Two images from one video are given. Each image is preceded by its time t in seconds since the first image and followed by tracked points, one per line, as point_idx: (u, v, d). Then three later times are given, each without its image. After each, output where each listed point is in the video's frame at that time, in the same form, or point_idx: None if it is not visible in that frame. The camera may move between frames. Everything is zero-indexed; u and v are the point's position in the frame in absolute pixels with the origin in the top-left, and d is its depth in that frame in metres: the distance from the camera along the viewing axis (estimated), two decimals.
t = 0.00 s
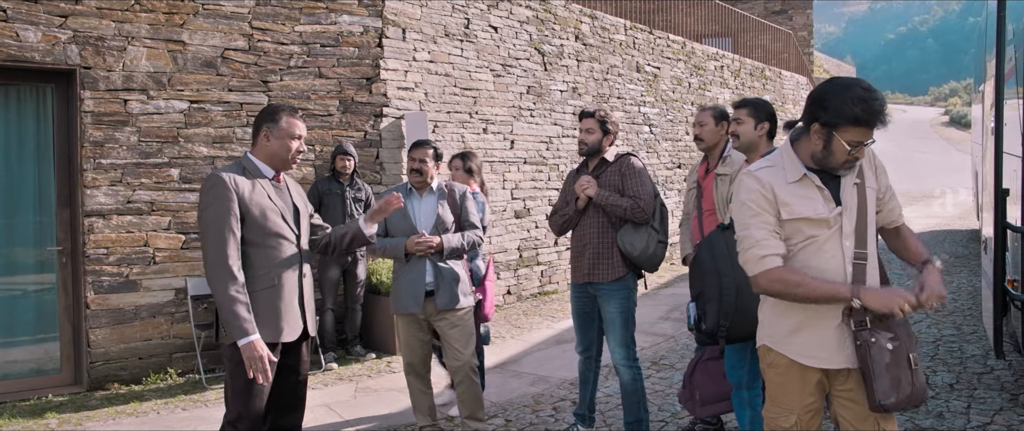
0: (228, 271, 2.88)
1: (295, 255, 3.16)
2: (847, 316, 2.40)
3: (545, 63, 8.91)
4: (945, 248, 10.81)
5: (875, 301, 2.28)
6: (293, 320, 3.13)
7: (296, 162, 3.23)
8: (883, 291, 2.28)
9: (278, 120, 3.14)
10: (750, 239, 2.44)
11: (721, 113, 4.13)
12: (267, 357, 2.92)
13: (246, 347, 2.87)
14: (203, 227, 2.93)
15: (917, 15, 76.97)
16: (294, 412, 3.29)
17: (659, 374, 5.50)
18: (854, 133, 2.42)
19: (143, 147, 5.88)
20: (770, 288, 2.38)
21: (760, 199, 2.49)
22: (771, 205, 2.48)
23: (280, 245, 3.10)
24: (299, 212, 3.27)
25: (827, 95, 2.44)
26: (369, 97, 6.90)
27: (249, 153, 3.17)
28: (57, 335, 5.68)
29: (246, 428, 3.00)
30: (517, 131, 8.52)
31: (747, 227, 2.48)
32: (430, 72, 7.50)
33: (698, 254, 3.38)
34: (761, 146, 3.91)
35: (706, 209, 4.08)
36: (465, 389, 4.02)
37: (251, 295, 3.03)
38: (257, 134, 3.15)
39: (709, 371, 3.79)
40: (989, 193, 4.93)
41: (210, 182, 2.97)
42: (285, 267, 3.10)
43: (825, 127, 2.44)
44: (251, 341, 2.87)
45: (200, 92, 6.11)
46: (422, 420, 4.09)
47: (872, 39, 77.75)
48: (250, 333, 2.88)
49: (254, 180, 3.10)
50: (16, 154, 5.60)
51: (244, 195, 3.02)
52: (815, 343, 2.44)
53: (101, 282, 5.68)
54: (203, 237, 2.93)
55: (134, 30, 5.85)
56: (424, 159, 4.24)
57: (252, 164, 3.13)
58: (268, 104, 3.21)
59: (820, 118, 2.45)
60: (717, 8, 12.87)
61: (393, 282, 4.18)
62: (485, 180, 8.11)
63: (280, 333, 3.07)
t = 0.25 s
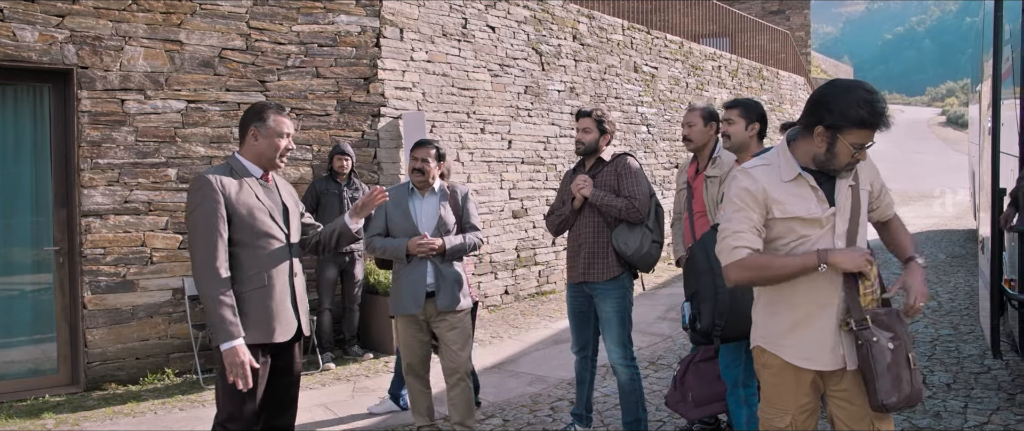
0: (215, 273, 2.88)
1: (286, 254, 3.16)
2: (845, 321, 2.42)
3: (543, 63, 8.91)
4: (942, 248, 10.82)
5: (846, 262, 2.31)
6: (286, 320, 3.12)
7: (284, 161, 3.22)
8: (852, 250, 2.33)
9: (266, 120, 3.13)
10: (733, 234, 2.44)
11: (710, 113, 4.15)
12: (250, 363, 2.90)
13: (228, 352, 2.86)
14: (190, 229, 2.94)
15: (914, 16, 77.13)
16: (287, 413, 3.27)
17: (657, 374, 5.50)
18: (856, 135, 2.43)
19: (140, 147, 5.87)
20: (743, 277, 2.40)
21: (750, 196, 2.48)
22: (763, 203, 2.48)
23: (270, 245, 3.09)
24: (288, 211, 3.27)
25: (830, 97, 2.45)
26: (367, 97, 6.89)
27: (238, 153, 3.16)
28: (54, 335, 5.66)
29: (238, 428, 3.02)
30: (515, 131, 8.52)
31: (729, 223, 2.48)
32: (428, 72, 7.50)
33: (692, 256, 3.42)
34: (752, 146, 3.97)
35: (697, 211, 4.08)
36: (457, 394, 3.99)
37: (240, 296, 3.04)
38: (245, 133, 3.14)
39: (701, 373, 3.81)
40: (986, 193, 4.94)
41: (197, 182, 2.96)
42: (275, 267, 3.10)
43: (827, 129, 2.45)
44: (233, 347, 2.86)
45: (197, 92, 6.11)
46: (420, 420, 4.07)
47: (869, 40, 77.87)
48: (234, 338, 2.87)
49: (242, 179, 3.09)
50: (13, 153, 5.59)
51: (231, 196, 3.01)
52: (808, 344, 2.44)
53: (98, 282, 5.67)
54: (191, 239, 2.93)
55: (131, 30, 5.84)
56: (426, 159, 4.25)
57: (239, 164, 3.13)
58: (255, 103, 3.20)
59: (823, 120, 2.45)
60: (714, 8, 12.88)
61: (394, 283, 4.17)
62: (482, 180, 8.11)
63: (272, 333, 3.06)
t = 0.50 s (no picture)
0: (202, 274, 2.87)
1: (275, 257, 3.15)
2: (834, 320, 2.43)
3: (540, 63, 8.91)
4: (939, 248, 10.84)
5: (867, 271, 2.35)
6: (273, 323, 3.12)
7: (277, 162, 3.23)
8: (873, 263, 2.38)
9: (259, 118, 3.13)
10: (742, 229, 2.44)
11: (708, 113, 4.16)
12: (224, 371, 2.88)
13: (206, 357, 2.84)
14: (178, 228, 2.92)
15: (910, 16, 77.28)
16: (279, 413, 3.26)
17: (654, 374, 5.51)
18: (851, 135, 2.45)
19: (138, 147, 5.86)
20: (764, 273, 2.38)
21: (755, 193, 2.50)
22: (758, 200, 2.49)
23: (259, 247, 3.09)
24: (279, 213, 3.27)
25: (825, 97, 2.46)
26: (364, 97, 6.88)
27: (230, 152, 3.16)
28: (51, 335, 5.65)
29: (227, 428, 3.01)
30: (512, 131, 8.52)
31: (740, 218, 2.47)
32: (425, 72, 7.50)
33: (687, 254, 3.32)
34: (747, 147, 3.83)
35: (692, 212, 4.11)
36: (459, 394, 4.00)
37: (228, 298, 3.02)
38: (239, 133, 3.13)
39: (695, 376, 3.83)
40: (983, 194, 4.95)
41: (188, 182, 2.96)
42: (264, 269, 3.09)
43: (822, 128, 2.46)
44: (211, 352, 2.84)
45: (195, 92, 6.10)
46: (418, 420, 4.08)
47: (866, 40, 77.97)
48: (214, 343, 2.85)
49: (233, 179, 3.10)
50: (10, 153, 5.57)
51: (222, 196, 3.01)
52: (802, 344, 2.45)
53: (96, 282, 5.67)
54: (179, 239, 2.91)
55: (129, 30, 5.83)
56: (434, 158, 4.24)
57: (231, 164, 3.13)
58: (247, 103, 3.20)
59: (818, 119, 2.46)
60: (712, 8, 12.89)
61: (398, 283, 4.17)
62: (480, 180, 8.10)
63: (258, 337, 3.05)
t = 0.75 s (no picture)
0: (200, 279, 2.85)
1: (265, 262, 3.17)
2: (824, 320, 2.43)
3: (539, 63, 8.90)
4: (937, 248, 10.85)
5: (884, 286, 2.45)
6: (259, 328, 3.14)
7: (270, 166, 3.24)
8: (883, 276, 2.50)
9: (259, 120, 3.12)
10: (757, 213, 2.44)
11: (705, 112, 4.16)
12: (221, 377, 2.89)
13: (203, 362, 2.84)
14: (176, 231, 2.89)
15: (908, 16, 77.35)
16: (272, 413, 3.26)
17: (653, 374, 5.51)
18: (848, 133, 2.47)
19: (136, 146, 5.85)
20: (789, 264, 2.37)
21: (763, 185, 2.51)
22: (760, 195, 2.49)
23: (251, 252, 3.10)
24: (268, 217, 3.28)
25: (823, 95, 2.48)
26: (363, 97, 6.87)
27: (224, 152, 3.15)
28: (49, 335, 5.64)
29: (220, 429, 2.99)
30: (510, 131, 8.52)
31: (760, 201, 2.47)
32: (423, 72, 7.49)
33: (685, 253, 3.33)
34: (742, 148, 3.82)
35: (688, 212, 4.12)
36: (461, 395, 4.00)
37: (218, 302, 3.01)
38: (239, 134, 3.12)
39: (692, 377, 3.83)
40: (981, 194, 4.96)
41: (187, 183, 2.92)
42: (255, 275, 3.11)
43: (820, 127, 2.48)
44: (209, 358, 2.85)
45: (193, 91, 6.09)
46: (418, 420, 4.10)
47: (864, 40, 78.04)
48: (211, 349, 2.85)
49: (230, 182, 3.08)
50: (8, 153, 5.57)
51: (221, 201, 2.99)
52: (795, 343, 2.45)
53: (94, 282, 5.66)
54: (176, 242, 2.88)
55: (126, 30, 5.82)
56: (441, 157, 4.19)
57: (227, 165, 3.11)
58: (243, 105, 3.18)
59: (816, 117, 2.48)
60: (710, 8, 12.90)
61: (405, 282, 4.19)
62: (478, 179, 8.10)
63: (242, 342, 3.05)
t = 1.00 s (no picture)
0: (204, 282, 2.84)
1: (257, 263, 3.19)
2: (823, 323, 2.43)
3: (537, 63, 8.91)
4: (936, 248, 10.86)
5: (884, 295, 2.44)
6: (253, 329, 3.16)
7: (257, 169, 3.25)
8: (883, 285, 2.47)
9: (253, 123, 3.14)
10: (763, 211, 2.43)
11: (702, 112, 4.18)
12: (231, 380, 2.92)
13: (213, 365, 2.86)
14: (179, 235, 2.86)
15: (906, 16, 77.43)
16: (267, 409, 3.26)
17: (652, 374, 5.52)
18: (847, 131, 2.49)
19: (134, 146, 5.85)
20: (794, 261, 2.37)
21: (768, 183, 2.50)
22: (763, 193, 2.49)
23: (246, 253, 3.11)
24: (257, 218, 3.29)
25: (823, 94, 2.49)
26: (361, 97, 6.87)
27: (215, 154, 3.13)
28: (48, 335, 5.64)
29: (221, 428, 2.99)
30: (509, 131, 8.53)
31: (766, 199, 2.46)
32: (422, 72, 7.49)
33: (682, 252, 3.35)
34: (737, 149, 3.81)
35: (686, 212, 4.13)
36: (463, 393, 4.02)
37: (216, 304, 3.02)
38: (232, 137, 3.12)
39: (690, 379, 3.83)
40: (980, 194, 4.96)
41: (188, 187, 2.90)
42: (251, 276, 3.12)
43: (820, 126, 2.48)
44: (218, 360, 2.87)
45: (191, 91, 6.09)
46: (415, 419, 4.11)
47: (863, 40, 78.12)
48: (220, 352, 2.87)
49: (225, 183, 3.07)
50: (5, 153, 5.55)
51: (220, 205, 2.99)
52: (794, 343, 2.46)
53: (92, 282, 5.65)
54: (178, 246, 2.86)
55: (125, 30, 5.82)
56: (448, 158, 4.17)
57: (220, 167, 3.10)
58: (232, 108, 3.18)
59: (816, 116, 2.48)
60: (709, 8, 12.90)
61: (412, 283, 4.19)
62: (477, 179, 8.10)
63: (239, 343, 3.07)
